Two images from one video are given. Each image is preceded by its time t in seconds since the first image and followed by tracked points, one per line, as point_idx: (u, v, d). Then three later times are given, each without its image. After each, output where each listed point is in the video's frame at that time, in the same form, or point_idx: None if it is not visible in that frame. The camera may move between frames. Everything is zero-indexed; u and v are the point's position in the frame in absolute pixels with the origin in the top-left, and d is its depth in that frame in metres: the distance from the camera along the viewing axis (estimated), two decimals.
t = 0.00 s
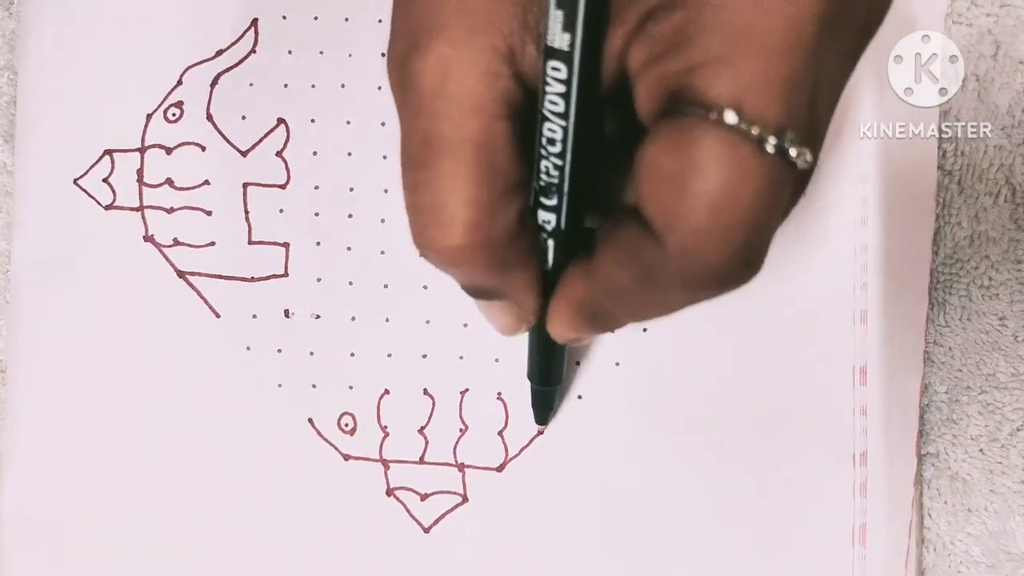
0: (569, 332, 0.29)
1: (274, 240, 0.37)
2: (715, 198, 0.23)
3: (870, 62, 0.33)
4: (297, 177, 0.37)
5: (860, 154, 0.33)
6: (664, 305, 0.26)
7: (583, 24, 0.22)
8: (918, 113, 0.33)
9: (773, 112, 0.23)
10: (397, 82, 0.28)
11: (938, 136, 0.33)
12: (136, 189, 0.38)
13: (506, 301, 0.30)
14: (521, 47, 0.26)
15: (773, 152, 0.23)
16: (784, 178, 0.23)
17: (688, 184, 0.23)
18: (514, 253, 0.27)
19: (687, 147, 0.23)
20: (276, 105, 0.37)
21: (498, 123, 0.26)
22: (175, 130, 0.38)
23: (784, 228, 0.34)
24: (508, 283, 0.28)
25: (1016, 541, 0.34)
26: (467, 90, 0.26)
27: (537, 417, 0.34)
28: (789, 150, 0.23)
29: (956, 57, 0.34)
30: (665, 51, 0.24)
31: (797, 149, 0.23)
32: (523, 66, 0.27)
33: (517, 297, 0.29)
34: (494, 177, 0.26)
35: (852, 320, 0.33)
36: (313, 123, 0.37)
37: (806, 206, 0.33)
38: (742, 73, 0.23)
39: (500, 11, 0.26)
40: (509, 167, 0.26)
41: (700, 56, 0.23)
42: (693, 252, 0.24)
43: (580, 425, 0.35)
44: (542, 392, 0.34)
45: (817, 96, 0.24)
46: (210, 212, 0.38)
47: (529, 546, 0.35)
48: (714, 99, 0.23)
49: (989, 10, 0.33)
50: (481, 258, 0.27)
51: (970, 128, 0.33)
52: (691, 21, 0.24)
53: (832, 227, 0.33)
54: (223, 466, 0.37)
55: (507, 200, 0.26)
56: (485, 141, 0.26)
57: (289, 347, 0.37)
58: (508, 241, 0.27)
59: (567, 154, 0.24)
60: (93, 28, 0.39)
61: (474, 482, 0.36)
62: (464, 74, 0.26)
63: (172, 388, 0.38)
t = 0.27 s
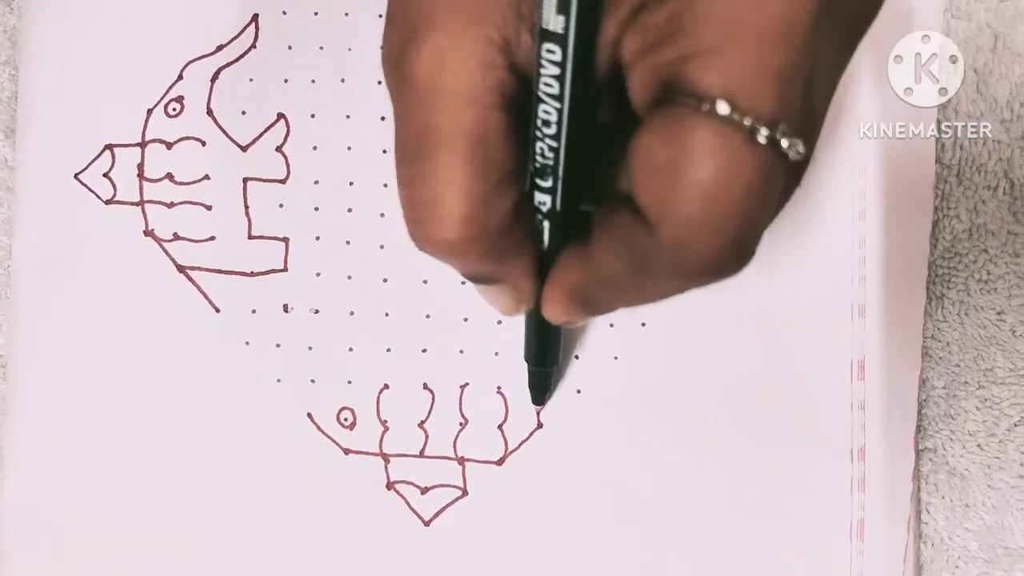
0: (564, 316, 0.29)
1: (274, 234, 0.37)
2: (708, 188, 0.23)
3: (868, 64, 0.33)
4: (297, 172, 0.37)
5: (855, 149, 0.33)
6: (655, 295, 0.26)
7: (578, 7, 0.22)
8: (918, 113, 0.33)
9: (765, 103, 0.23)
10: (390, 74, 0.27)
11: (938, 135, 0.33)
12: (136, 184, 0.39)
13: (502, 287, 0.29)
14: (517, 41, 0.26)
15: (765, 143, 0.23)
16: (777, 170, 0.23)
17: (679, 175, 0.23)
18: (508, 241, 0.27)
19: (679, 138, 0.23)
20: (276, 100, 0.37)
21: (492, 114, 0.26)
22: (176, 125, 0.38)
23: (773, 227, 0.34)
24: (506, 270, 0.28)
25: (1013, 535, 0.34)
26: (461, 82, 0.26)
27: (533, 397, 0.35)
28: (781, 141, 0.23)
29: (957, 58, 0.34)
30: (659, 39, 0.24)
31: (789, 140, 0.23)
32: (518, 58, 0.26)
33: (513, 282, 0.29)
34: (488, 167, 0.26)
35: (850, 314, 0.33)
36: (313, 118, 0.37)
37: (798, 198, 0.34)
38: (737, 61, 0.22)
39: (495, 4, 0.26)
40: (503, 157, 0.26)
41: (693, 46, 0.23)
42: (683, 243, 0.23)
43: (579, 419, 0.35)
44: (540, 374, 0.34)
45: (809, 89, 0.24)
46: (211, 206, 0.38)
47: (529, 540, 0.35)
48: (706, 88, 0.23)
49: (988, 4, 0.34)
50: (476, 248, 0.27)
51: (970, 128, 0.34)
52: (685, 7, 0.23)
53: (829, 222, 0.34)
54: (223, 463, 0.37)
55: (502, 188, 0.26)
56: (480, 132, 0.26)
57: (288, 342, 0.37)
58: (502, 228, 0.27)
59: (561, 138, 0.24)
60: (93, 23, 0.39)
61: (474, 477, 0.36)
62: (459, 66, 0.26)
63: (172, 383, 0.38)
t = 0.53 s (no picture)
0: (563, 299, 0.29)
1: (276, 235, 0.37)
2: (708, 177, 0.22)
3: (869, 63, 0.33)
4: (299, 174, 0.37)
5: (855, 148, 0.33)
6: (656, 279, 0.26)
7: None
8: (918, 113, 0.33)
9: (766, 94, 0.22)
10: (388, 64, 0.28)
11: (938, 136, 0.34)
12: (139, 185, 0.39)
13: (505, 272, 0.30)
14: (514, 29, 0.26)
15: (765, 132, 0.22)
16: (777, 159, 0.23)
17: (680, 163, 0.23)
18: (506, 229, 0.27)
19: (679, 126, 0.22)
20: (279, 101, 0.37)
21: (489, 103, 0.26)
22: (179, 127, 0.38)
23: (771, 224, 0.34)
24: (506, 260, 0.28)
25: (1014, 536, 0.34)
26: (458, 71, 0.26)
27: (534, 381, 0.35)
28: (782, 131, 0.23)
29: (957, 57, 0.34)
30: (660, 26, 0.23)
31: (790, 129, 0.23)
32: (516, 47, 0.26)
33: (514, 269, 0.29)
34: (486, 157, 0.26)
35: (850, 315, 0.34)
36: (315, 119, 0.37)
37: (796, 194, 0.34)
38: (737, 50, 0.22)
39: None
40: (502, 146, 0.26)
41: (694, 36, 0.23)
42: (683, 232, 0.23)
43: (581, 419, 0.35)
44: (541, 358, 0.34)
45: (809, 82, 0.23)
46: (213, 207, 0.38)
47: (531, 540, 0.35)
48: (706, 77, 0.22)
49: (989, 6, 0.34)
50: (476, 238, 0.27)
51: (970, 128, 0.34)
52: None
53: (829, 223, 0.34)
54: (223, 463, 0.37)
55: (500, 176, 0.27)
56: (478, 122, 0.26)
57: (291, 343, 0.37)
58: (501, 215, 0.27)
59: (561, 121, 0.24)
60: (97, 25, 0.39)
61: (476, 477, 0.36)
62: (455, 55, 0.26)
63: (175, 383, 0.38)
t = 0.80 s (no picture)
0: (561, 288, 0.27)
1: (274, 238, 0.37)
2: (707, 167, 0.21)
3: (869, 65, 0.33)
4: (297, 176, 0.37)
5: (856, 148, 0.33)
6: (653, 270, 0.24)
7: None
8: (919, 112, 0.33)
9: (767, 82, 0.21)
10: (376, 55, 0.26)
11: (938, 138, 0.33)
12: (136, 187, 0.39)
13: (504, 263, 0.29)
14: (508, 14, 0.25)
15: (766, 120, 0.21)
16: (779, 148, 0.22)
17: (679, 153, 0.21)
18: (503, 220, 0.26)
19: (678, 114, 0.21)
20: (277, 103, 0.37)
21: (484, 93, 0.25)
22: (176, 129, 0.38)
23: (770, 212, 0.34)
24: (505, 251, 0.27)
25: (1015, 541, 0.34)
26: (450, 60, 0.25)
27: (533, 368, 0.35)
28: (783, 119, 0.21)
29: (956, 57, 0.34)
30: (660, 10, 0.22)
31: (792, 118, 0.22)
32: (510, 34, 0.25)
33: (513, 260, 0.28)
34: (482, 148, 0.25)
35: (850, 319, 0.33)
36: (313, 121, 0.37)
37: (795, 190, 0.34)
38: (739, 36, 0.21)
39: None
40: (497, 135, 0.25)
41: (695, 21, 0.21)
42: (683, 222, 0.22)
43: (580, 423, 0.35)
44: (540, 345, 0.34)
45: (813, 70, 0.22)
46: (211, 210, 0.38)
47: (529, 544, 0.35)
48: (707, 64, 0.21)
49: (990, 8, 0.34)
50: (471, 230, 0.26)
51: (970, 128, 0.34)
52: None
53: (829, 226, 0.34)
54: (223, 463, 0.37)
55: (497, 166, 0.25)
56: (473, 112, 0.25)
57: (288, 346, 0.37)
58: (498, 207, 0.26)
59: (559, 107, 0.24)
60: (94, 26, 0.39)
61: (475, 481, 0.36)
62: (447, 46, 0.25)
63: (171, 386, 0.38)
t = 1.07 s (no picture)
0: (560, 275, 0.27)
1: (274, 239, 0.37)
2: (710, 155, 0.21)
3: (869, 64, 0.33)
4: (297, 177, 0.37)
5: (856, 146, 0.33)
6: (655, 260, 0.24)
7: None
8: (919, 112, 0.33)
9: (769, 72, 0.21)
10: (372, 47, 0.26)
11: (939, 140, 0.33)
12: (136, 189, 0.38)
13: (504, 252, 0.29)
14: None
15: (770, 109, 0.21)
16: (781, 137, 0.22)
17: (682, 141, 0.21)
18: (504, 210, 0.26)
19: (681, 103, 0.21)
20: (277, 104, 0.37)
21: (482, 81, 0.25)
22: (176, 130, 0.38)
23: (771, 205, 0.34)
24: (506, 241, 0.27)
25: (1016, 543, 0.34)
26: (447, 48, 0.25)
27: (533, 353, 0.35)
28: (786, 108, 0.21)
29: (956, 57, 0.34)
30: None
31: (795, 107, 0.21)
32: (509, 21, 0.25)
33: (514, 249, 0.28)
34: (482, 137, 0.25)
35: (851, 320, 0.33)
36: (314, 122, 0.37)
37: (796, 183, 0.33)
38: (742, 24, 0.21)
39: None
40: (497, 124, 0.25)
41: (697, 9, 0.21)
42: (686, 211, 0.22)
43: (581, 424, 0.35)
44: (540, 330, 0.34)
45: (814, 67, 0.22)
46: (211, 211, 0.38)
47: (530, 545, 0.35)
48: (709, 52, 0.21)
49: (991, 10, 0.33)
50: (471, 221, 0.26)
51: (970, 128, 0.33)
52: None
53: (830, 227, 0.34)
54: (223, 463, 0.37)
55: (496, 155, 0.25)
56: (472, 101, 0.25)
57: (289, 347, 0.37)
58: (498, 196, 0.26)
59: (559, 92, 0.24)
60: (94, 27, 0.39)
61: (475, 482, 0.36)
62: (445, 33, 0.25)
63: (172, 387, 0.38)
